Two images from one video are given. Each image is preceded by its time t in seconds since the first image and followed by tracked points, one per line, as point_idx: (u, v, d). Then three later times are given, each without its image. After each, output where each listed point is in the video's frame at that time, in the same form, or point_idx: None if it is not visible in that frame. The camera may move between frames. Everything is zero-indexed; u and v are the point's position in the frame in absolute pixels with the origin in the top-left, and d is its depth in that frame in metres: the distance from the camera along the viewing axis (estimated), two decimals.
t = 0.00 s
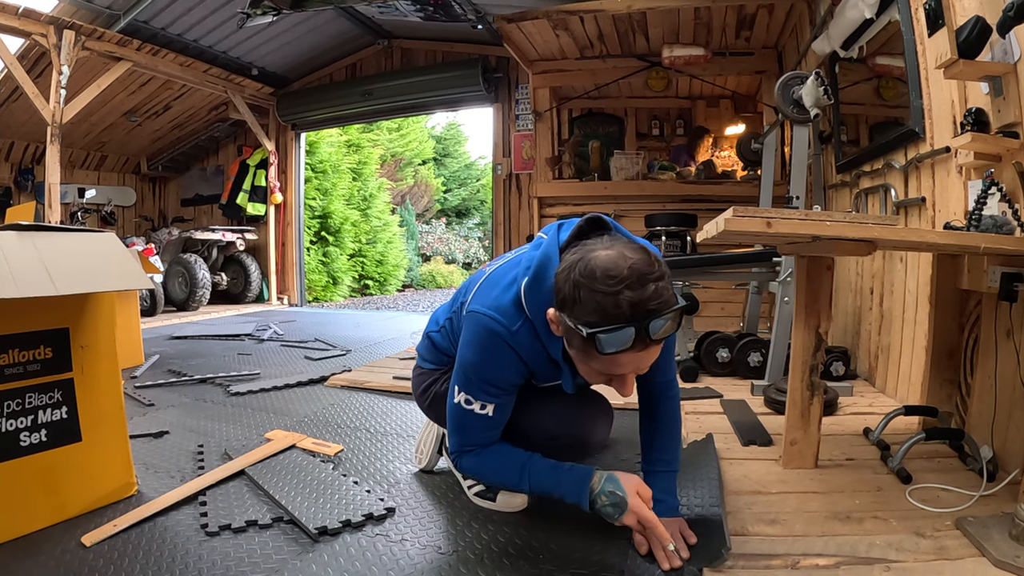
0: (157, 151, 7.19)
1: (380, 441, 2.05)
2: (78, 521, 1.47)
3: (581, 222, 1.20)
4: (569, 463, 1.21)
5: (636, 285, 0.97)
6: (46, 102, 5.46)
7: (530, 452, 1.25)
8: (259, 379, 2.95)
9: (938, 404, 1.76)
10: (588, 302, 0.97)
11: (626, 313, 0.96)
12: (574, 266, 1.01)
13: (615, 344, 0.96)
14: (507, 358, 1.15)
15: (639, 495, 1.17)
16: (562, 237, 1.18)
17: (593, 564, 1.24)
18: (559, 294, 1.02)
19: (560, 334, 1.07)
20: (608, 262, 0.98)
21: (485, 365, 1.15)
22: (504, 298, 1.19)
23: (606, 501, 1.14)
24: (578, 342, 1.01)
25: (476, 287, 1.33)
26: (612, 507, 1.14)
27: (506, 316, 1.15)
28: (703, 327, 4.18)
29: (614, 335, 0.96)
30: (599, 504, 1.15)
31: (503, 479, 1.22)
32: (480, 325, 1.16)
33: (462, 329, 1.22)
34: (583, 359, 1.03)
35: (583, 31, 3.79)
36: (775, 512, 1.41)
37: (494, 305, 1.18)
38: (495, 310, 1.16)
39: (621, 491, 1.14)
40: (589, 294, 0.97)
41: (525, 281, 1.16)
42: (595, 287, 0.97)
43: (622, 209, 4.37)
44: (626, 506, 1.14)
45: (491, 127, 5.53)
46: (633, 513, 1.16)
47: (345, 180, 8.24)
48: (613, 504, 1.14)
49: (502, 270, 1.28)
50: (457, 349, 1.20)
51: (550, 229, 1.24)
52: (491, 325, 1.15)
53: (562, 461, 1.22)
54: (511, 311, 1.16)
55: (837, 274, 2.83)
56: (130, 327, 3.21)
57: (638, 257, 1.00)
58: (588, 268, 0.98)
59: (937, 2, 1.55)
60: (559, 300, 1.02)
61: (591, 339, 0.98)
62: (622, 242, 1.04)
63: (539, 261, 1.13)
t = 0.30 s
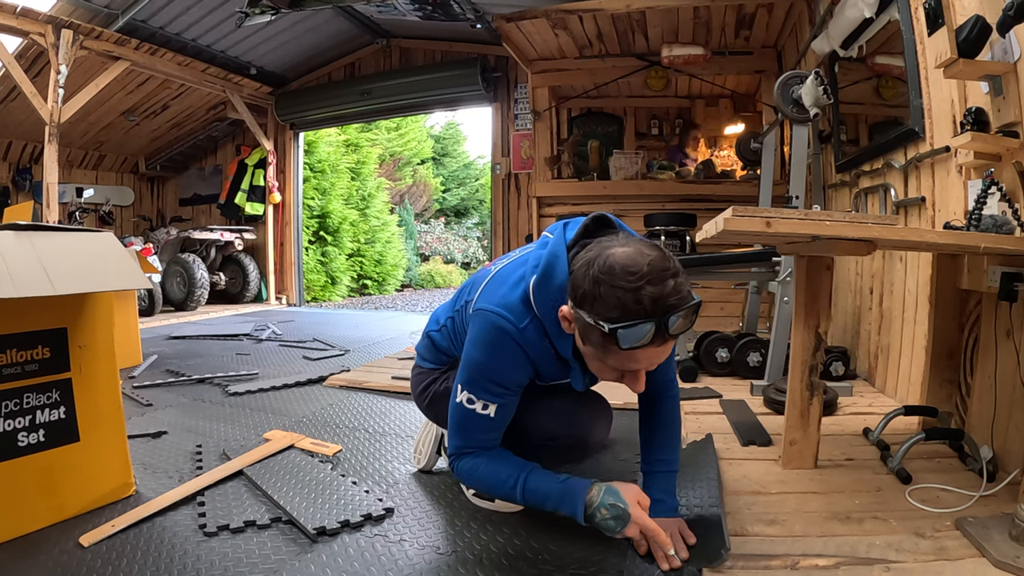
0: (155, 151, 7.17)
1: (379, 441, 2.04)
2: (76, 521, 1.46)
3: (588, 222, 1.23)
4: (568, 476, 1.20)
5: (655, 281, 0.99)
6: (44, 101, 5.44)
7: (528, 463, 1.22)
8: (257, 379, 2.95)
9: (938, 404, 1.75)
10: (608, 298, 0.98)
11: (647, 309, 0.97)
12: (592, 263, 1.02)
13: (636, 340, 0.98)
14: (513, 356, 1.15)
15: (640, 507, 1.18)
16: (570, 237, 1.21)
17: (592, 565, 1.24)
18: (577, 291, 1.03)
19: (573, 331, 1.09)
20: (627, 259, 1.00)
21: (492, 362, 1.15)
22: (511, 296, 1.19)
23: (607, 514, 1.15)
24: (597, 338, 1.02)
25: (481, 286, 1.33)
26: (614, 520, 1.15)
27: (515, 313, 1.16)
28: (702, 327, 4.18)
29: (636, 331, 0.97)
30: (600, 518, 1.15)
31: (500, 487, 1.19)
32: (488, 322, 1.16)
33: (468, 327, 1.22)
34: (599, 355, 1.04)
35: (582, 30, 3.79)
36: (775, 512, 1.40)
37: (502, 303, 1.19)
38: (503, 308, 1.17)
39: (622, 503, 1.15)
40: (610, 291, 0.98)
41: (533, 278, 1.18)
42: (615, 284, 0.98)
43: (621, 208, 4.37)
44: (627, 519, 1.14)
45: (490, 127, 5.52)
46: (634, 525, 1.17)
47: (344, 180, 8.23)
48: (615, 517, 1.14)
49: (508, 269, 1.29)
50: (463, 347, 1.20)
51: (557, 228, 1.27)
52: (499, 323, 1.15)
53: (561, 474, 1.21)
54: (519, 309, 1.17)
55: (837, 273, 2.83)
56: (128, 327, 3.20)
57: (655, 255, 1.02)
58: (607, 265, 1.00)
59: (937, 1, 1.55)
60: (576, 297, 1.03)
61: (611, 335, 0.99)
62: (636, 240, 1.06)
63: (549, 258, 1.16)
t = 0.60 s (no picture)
0: (153, 150, 7.15)
1: (377, 441, 2.04)
2: (74, 521, 1.46)
3: (592, 220, 1.23)
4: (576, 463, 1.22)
5: (665, 278, 0.99)
6: (42, 100, 5.42)
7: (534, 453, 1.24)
8: (256, 379, 2.94)
9: (938, 404, 1.75)
10: (618, 295, 0.98)
11: (657, 305, 0.97)
12: (602, 260, 1.02)
13: (646, 337, 0.98)
14: (517, 352, 1.15)
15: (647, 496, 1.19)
16: (574, 234, 1.21)
17: (591, 565, 1.23)
18: (586, 288, 1.03)
19: (579, 327, 1.09)
20: (636, 257, 1.00)
21: (496, 358, 1.15)
22: (515, 292, 1.20)
23: (613, 500, 1.16)
24: (606, 335, 1.02)
25: (483, 283, 1.33)
26: (619, 506, 1.16)
27: (519, 309, 1.16)
28: (701, 327, 4.18)
29: (647, 327, 0.97)
30: (606, 503, 1.17)
31: (505, 478, 1.21)
32: (492, 318, 1.16)
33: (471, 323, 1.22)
34: (607, 352, 1.04)
35: (581, 29, 3.78)
36: (774, 513, 1.40)
37: (505, 299, 1.19)
38: (507, 303, 1.17)
39: (629, 489, 1.16)
40: (621, 288, 0.98)
41: (537, 275, 1.18)
42: (625, 280, 0.98)
43: (621, 208, 4.37)
44: (632, 505, 1.16)
45: (489, 126, 5.51)
46: (639, 514, 1.18)
47: (342, 179, 8.22)
48: (620, 503, 1.16)
49: (511, 265, 1.29)
50: (466, 342, 1.20)
51: (560, 226, 1.27)
52: (503, 318, 1.15)
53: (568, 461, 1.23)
54: (523, 304, 1.17)
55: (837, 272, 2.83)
56: (126, 327, 3.19)
57: (664, 252, 1.02)
58: (617, 261, 1.00)
59: None
60: (586, 293, 1.03)
61: (621, 331, 0.99)
62: (642, 237, 1.07)
63: (553, 255, 1.16)
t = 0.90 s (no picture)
0: (151, 150, 7.13)
1: (376, 441, 2.03)
2: (72, 522, 1.45)
3: (591, 219, 1.23)
4: (579, 456, 1.22)
5: (662, 278, 0.99)
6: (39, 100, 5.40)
7: (537, 446, 1.24)
8: (254, 379, 2.93)
9: (938, 404, 1.75)
10: (615, 293, 0.97)
11: (654, 304, 0.96)
12: (599, 259, 1.02)
13: (643, 337, 0.97)
14: (517, 350, 1.15)
15: (648, 489, 1.17)
16: (573, 233, 1.21)
17: (591, 565, 1.22)
18: (583, 286, 1.02)
19: (577, 326, 1.08)
20: (634, 256, 0.99)
21: (496, 355, 1.14)
22: (514, 290, 1.19)
23: (614, 491, 1.15)
24: (603, 333, 1.01)
25: (482, 281, 1.33)
26: (619, 498, 1.15)
27: (518, 307, 1.16)
28: (701, 327, 4.17)
29: (644, 326, 0.96)
30: (607, 494, 1.16)
31: (508, 471, 1.21)
32: (492, 315, 1.15)
33: (470, 321, 1.21)
34: (605, 350, 1.04)
35: (580, 29, 3.78)
36: (773, 513, 1.39)
37: (505, 297, 1.18)
38: (506, 300, 1.17)
39: (630, 481, 1.15)
40: (617, 287, 0.97)
41: (537, 273, 1.18)
42: (623, 279, 0.97)
43: (620, 208, 4.37)
44: (633, 497, 1.14)
45: (487, 125, 5.51)
46: (639, 507, 1.17)
47: (340, 179, 8.21)
48: (621, 495, 1.15)
49: (510, 263, 1.29)
50: (465, 341, 1.20)
51: (559, 225, 1.27)
52: (502, 316, 1.15)
53: (571, 455, 1.22)
54: (522, 302, 1.16)
55: (836, 272, 2.84)
56: (123, 327, 3.18)
57: (661, 252, 1.02)
58: (615, 261, 0.99)
59: None
60: (583, 292, 1.02)
61: (618, 330, 0.98)
62: (641, 237, 1.06)
63: (552, 254, 1.16)
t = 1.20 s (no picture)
0: (149, 149, 7.12)
1: (374, 441, 2.02)
2: (69, 523, 1.44)
3: (589, 219, 1.22)
4: (578, 454, 1.21)
5: (658, 278, 0.98)
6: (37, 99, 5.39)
7: (535, 444, 1.23)
8: (252, 379, 2.92)
9: (938, 404, 1.75)
10: (611, 294, 0.97)
11: (649, 305, 0.96)
12: (594, 261, 1.01)
13: (638, 338, 0.97)
14: (515, 349, 1.14)
15: (647, 487, 1.17)
16: (571, 233, 1.21)
17: (589, 565, 1.22)
18: (580, 287, 1.02)
19: (573, 326, 1.08)
20: (630, 257, 0.99)
21: (494, 355, 1.14)
22: (513, 289, 1.19)
23: (613, 488, 1.15)
24: (599, 334, 1.01)
25: (480, 281, 1.32)
26: (618, 495, 1.15)
27: (516, 306, 1.15)
28: (699, 327, 4.17)
29: (640, 326, 0.96)
30: (606, 492, 1.16)
31: (507, 470, 1.20)
32: (490, 315, 1.15)
33: (468, 320, 1.21)
34: (601, 351, 1.03)
35: (579, 28, 3.77)
36: (773, 513, 1.39)
37: (503, 297, 1.18)
38: (504, 300, 1.16)
39: (628, 478, 1.15)
40: (611, 288, 0.97)
41: (535, 272, 1.17)
42: (618, 281, 0.97)
43: (618, 207, 4.37)
44: (631, 494, 1.14)
45: (486, 125, 5.50)
46: (637, 504, 1.17)
47: (338, 178, 8.20)
48: (619, 492, 1.15)
49: (508, 262, 1.28)
50: (463, 340, 1.19)
51: (557, 225, 1.26)
52: (500, 316, 1.14)
53: (570, 452, 1.22)
54: (520, 302, 1.16)
55: (836, 271, 2.84)
56: (121, 327, 3.17)
57: (657, 253, 1.01)
58: (610, 261, 0.99)
59: None
60: (579, 293, 1.02)
61: (613, 331, 0.98)
62: (638, 237, 1.05)
63: (550, 253, 1.16)
